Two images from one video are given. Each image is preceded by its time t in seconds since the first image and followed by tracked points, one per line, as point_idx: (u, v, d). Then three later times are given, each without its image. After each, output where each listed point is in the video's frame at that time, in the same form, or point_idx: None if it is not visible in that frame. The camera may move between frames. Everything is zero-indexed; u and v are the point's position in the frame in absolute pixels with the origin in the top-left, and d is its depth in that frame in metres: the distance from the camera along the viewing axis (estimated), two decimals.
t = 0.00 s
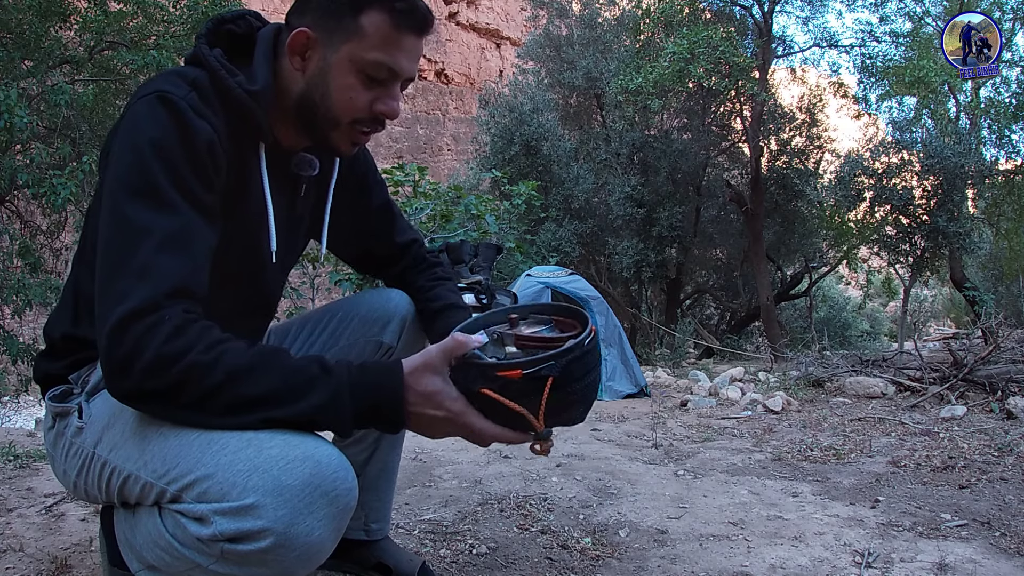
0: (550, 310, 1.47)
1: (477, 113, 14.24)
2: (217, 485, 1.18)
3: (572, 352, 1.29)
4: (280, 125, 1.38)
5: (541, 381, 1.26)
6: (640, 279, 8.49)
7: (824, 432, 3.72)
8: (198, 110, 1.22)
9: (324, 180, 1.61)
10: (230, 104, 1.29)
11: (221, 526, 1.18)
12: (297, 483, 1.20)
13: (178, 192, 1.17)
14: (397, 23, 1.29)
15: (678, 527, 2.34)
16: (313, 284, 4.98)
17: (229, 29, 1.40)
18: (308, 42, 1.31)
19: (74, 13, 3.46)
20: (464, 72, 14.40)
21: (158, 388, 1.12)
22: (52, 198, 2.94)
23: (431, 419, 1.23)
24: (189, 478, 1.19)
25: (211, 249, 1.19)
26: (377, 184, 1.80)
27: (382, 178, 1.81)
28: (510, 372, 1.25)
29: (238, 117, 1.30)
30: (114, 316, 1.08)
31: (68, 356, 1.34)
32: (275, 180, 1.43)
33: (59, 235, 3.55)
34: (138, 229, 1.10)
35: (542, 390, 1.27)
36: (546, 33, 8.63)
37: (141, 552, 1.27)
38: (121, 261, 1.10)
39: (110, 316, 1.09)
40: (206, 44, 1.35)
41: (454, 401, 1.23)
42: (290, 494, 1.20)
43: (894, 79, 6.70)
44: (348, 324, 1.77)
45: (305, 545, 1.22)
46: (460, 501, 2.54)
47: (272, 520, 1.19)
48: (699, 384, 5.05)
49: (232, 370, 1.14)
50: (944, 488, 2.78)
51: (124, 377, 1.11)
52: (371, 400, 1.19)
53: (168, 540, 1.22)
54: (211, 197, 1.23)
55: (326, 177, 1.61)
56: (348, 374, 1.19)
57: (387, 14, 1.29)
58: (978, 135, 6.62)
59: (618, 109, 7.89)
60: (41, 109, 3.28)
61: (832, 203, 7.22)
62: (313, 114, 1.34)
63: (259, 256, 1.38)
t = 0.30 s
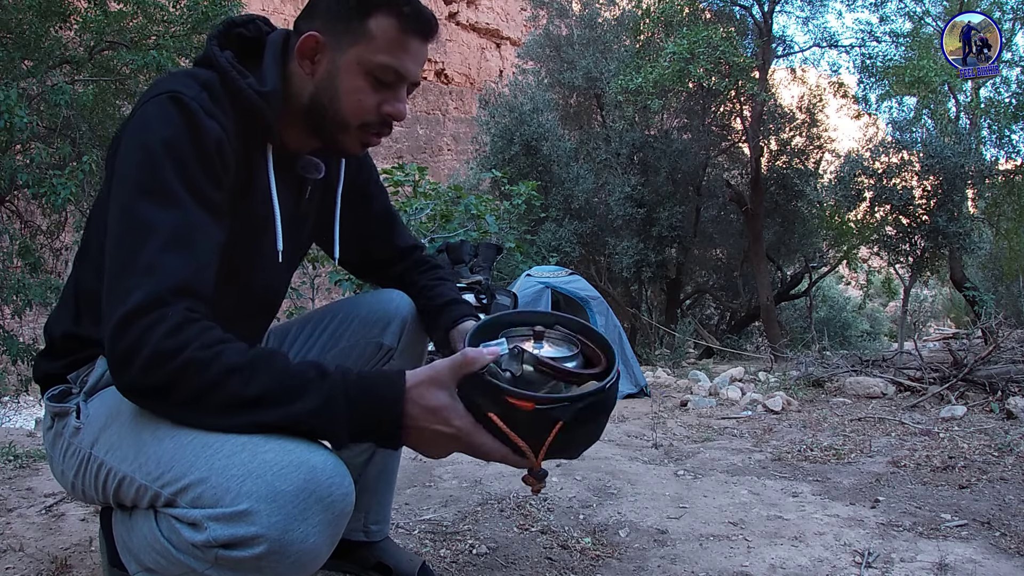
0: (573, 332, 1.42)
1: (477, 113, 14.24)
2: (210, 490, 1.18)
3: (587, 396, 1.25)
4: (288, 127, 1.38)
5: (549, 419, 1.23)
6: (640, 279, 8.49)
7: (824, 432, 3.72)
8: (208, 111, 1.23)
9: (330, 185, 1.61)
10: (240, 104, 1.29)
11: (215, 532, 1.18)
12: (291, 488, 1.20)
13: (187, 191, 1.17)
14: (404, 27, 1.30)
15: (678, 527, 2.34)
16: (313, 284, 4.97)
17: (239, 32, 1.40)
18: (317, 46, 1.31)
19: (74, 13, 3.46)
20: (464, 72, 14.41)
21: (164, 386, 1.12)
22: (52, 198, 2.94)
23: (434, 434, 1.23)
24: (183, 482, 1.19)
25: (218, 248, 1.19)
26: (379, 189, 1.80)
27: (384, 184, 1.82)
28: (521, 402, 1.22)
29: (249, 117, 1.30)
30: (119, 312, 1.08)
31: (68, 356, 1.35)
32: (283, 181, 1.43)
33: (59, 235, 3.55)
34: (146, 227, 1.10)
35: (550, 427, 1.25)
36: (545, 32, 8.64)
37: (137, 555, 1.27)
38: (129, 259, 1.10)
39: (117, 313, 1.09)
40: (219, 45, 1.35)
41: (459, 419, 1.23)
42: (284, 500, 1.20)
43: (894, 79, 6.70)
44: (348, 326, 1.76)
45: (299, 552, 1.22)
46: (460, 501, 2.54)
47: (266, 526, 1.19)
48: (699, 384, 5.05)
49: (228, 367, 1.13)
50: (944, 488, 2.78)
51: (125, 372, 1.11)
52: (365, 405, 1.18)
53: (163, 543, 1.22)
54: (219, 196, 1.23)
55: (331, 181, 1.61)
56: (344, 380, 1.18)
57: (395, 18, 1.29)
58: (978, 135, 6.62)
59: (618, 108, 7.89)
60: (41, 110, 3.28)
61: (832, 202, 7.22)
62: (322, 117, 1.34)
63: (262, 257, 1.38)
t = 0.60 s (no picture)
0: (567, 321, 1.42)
1: (477, 113, 14.24)
2: (208, 489, 1.18)
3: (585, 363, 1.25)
4: (292, 130, 1.39)
5: (551, 387, 1.23)
6: (640, 279, 8.49)
7: (824, 432, 3.72)
8: (213, 114, 1.23)
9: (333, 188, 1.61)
10: (244, 108, 1.30)
11: (212, 531, 1.18)
12: (289, 487, 1.20)
13: (190, 193, 1.17)
14: (404, 28, 1.30)
15: (678, 527, 2.34)
16: (313, 284, 4.97)
17: (246, 37, 1.40)
18: (319, 50, 1.31)
19: (74, 13, 3.46)
20: (464, 72, 14.42)
21: (165, 386, 1.12)
22: (52, 198, 2.94)
23: (437, 420, 1.20)
24: (181, 482, 1.19)
25: (220, 251, 1.19)
26: (380, 193, 1.80)
27: (386, 189, 1.82)
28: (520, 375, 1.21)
29: (253, 119, 1.30)
30: (121, 312, 1.08)
31: (68, 355, 1.35)
32: (286, 184, 1.43)
33: (59, 235, 3.55)
34: (149, 228, 1.10)
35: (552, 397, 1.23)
36: (545, 32, 8.64)
37: (136, 554, 1.27)
38: (131, 261, 1.10)
39: (120, 314, 1.09)
40: (225, 49, 1.36)
41: (461, 399, 1.20)
42: (282, 499, 1.20)
43: (894, 79, 6.70)
44: (348, 327, 1.77)
45: (297, 551, 1.22)
46: (460, 501, 2.54)
47: (264, 525, 1.19)
48: (699, 384, 5.05)
49: (226, 364, 1.12)
50: (944, 488, 2.78)
51: (125, 371, 1.11)
52: (363, 404, 1.16)
53: (162, 543, 1.22)
54: (222, 198, 1.23)
55: (333, 184, 1.61)
56: (341, 377, 1.17)
57: (395, 19, 1.29)
58: (978, 135, 6.62)
59: (618, 108, 7.89)
60: (41, 109, 3.28)
61: (832, 202, 7.22)
62: (324, 119, 1.34)
63: (262, 258, 1.38)
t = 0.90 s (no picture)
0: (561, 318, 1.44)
1: (477, 113, 14.24)
2: (211, 487, 1.18)
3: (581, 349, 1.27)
4: (290, 129, 1.39)
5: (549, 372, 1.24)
6: (640, 279, 8.49)
7: (824, 432, 3.72)
8: (212, 114, 1.23)
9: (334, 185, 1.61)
10: (241, 108, 1.30)
11: (215, 528, 1.18)
12: (292, 484, 1.20)
13: (189, 193, 1.17)
14: (396, 23, 1.29)
15: (678, 527, 2.34)
16: (313, 285, 4.96)
17: (243, 36, 1.40)
18: (313, 45, 1.32)
19: (74, 13, 3.46)
20: (464, 72, 14.42)
21: (166, 386, 1.12)
22: (52, 198, 2.94)
23: (438, 413, 1.19)
24: (184, 479, 1.19)
25: (220, 250, 1.19)
26: (382, 189, 1.80)
27: (386, 185, 1.82)
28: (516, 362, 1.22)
29: (251, 119, 1.30)
30: (121, 313, 1.08)
31: (69, 355, 1.35)
32: (287, 183, 1.43)
33: (59, 235, 3.55)
34: (148, 229, 1.11)
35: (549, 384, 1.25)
36: (546, 32, 8.64)
37: (138, 553, 1.26)
38: (131, 261, 1.10)
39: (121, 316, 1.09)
40: (222, 49, 1.36)
41: (460, 393, 1.20)
42: (286, 496, 1.20)
43: (894, 79, 6.70)
44: (348, 327, 1.77)
45: (299, 548, 1.22)
46: (460, 501, 2.54)
47: (268, 521, 1.19)
48: (699, 384, 5.05)
49: (231, 363, 1.13)
50: (944, 488, 2.78)
51: (127, 371, 1.11)
52: (367, 403, 1.17)
53: (164, 541, 1.22)
54: (222, 198, 1.23)
55: (334, 182, 1.61)
56: (344, 375, 1.17)
57: (387, 14, 1.28)
58: (978, 135, 6.62)
59: (618, 108, 7.88)
60: (41, 109, 3.28)
61: (832, 203, 7.22)
62: (320, 116, 1.34)
63: (262, 256, 1.38)
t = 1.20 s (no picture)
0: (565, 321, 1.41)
1: (477, 113, 14.25)
2: (216, 494, 1.18)
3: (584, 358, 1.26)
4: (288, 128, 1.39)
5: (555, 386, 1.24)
6: (640, 279, 8.49)
7: (824, 432, 3.72)
8: (210, 113, 1.23)
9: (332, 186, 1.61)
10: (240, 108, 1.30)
11: (221, 536, 1.18)
12: (298, 492, 1.19)
13: (188, 192, 1.17)
14: (395, 22, 1.29)
15: (678, 527, 2.34)
16: (313, 285, 4.96)
17: (240, 34, 1.40)
18: (311, 44, 1.32)
19: (74, 13, 3.46)
20: (464, 72, 14.41)
21: (164, 389, 1.12)
22: (52, 198, 2.94)
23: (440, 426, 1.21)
24: (189, 486, 1.19)
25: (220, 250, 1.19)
26: (382, 184, 1.80)
27: (386, 179, 1.81)
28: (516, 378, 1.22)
29: (249, 118, 1.30)
30: (121, 315, 1.08)
31: (69, 356, 1.34)
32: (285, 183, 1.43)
33: (59, 235, 3.55)
34: (148, 229, 1.11)
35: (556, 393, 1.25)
36: (546, 32, 8.63)
37: (142, 557, 1.27)
38: (132, 263, 1.10)
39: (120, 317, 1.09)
40: (218, 49, 1.36)
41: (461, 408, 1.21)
42: (291, 504, 1.19)
43: (894, 79, 6.70)
44: (346, 326, 1.77)
45: (307, 554, 1.22)
46: (461, 501, 2.54)
47: (274, 528, 1.18)
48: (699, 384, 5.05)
49: (233, 368, 1.13)
50: (944, 488, 2.78)
51: (128, 374, 1.11)
52: (368, 411, 1.17)
53: (169, 547, 1.22)
54: (221, 198, 1.23)
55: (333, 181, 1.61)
56: (346, 383, 1.18)
57: (386, 12, 1.28)
58: (978, 135, 6.62)
59: (618, 108, 7.88)
60: (41, 110, 3.28)
61: (832, 202, 7.22)
62: (318, 116, 1.34)
63: (262, 256, 1.38)
